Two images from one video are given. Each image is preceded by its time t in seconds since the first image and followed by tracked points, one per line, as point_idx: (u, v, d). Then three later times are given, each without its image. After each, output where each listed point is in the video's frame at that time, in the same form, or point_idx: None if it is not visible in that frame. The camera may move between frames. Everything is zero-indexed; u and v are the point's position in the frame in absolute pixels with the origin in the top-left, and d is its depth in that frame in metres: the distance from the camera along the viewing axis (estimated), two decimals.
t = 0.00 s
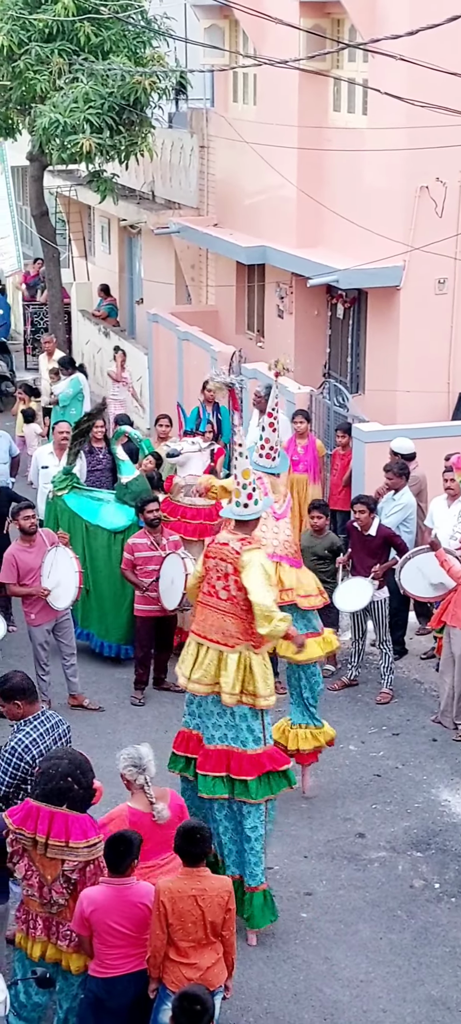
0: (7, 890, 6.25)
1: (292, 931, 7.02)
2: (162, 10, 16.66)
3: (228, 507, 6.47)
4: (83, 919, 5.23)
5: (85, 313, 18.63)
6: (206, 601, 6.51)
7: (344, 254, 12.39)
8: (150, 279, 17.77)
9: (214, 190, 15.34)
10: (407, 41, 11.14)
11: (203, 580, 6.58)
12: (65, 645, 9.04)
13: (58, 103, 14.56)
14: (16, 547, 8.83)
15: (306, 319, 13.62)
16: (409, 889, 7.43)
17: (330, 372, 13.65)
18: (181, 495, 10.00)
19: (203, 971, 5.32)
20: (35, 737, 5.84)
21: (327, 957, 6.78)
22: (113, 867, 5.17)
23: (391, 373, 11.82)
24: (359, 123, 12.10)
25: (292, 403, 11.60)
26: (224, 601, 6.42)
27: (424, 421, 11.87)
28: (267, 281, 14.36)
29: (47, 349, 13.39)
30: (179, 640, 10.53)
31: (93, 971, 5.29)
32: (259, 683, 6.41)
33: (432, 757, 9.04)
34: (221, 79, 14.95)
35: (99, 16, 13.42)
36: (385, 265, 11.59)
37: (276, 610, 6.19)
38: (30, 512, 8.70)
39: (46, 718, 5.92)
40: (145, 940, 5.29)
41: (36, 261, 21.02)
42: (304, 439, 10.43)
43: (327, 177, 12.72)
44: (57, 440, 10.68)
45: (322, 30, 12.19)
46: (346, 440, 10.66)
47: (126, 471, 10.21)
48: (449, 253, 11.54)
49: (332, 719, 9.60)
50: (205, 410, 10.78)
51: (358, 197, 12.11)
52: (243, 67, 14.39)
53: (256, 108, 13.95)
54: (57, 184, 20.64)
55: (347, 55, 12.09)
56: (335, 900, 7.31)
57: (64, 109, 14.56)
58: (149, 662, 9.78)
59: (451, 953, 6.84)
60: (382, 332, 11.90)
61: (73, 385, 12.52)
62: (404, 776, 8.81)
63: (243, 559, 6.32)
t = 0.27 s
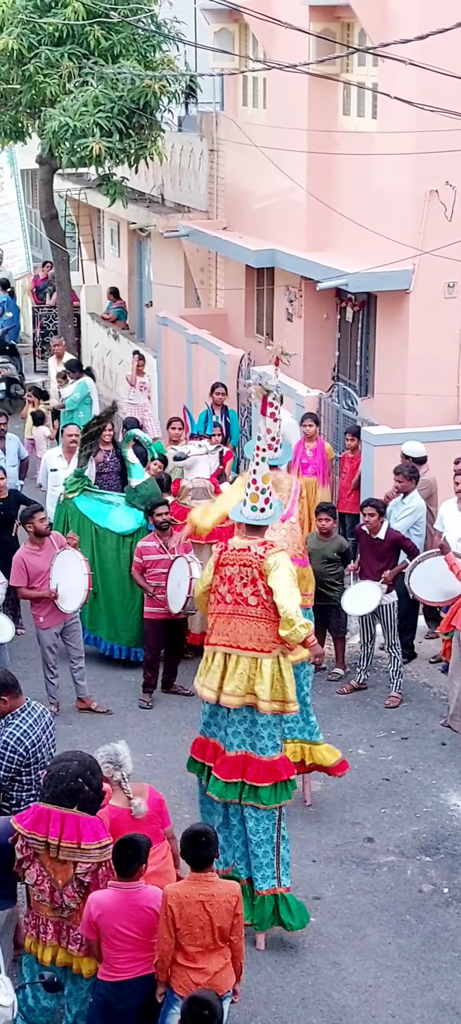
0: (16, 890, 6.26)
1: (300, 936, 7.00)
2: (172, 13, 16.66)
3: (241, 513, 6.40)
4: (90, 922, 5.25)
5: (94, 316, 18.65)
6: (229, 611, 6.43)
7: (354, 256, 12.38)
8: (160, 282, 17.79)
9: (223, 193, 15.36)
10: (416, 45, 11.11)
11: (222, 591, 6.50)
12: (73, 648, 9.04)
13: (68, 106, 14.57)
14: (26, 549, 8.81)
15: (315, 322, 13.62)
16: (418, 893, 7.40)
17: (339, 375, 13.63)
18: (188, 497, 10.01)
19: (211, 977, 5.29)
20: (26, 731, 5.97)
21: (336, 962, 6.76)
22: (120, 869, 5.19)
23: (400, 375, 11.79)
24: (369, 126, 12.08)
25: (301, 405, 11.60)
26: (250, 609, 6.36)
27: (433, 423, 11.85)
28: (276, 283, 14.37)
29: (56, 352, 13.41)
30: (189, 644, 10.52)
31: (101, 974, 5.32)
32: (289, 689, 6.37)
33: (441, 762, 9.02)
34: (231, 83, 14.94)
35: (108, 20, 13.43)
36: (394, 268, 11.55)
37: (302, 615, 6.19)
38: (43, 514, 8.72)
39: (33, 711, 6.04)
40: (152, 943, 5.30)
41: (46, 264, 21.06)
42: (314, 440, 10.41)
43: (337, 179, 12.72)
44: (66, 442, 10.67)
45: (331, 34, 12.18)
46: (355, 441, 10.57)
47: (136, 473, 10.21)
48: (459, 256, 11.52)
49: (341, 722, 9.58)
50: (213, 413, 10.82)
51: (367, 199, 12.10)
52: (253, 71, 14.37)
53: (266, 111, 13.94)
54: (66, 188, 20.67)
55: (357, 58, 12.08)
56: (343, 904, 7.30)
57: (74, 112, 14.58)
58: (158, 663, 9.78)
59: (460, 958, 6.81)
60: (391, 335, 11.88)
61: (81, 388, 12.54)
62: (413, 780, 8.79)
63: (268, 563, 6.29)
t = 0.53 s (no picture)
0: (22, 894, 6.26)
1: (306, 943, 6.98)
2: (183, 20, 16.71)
3: (262, 528, 6.35)
4: (95, 927, 5.22)
5: (103, 321, 18.68)
6: (248, 626, 6.35)
7: (363, 263, 12.38)
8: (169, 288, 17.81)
9: (233, 199, 15.38)
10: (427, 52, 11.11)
11: (240, 605, 6.42)
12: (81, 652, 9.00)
13: (78, 111, 14.64)
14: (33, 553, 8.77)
15: (324, 328, 13.63)
16: (423, 901, 7.38)
17: (347, 381, 13.63)
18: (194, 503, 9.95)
19: (215, 983, 5.32)
20: (12, 738, 6.05)
21: (341, 969, 6.74)
22: (127, 875, 5.16)
23: (409, 381, 11.78)
24: (379, 133, 12.08)
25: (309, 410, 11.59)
26: (271, 624, 6.30)
27: (442, 429, 11.83)
28: (285, 289, 14.39)
29: (66, 356, 13.44)
30: (196, 650, 10.51)
31: (106, 980, 5.28)
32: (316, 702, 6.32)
33: (447, 769, 9.00)
34: (241, 89, 14.96)
35: (118, 27, 13.48)
36: (404, 275, 11.54)
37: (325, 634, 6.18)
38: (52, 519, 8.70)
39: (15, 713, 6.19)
40: (156, 950, 5.29)
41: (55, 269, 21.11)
42: (320, 447, 10.41)
43: (347, 185, 12.73)
44: (74, 447, 10.66)
45: (342, 41, 12.21)
46: (363, 448, 10.65)
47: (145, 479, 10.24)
48: None
49: (347, 729, 9.57)
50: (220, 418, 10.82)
51: (376, 205, 12.11)
52: (263, 77, 14.39)
53: (276, 117, 13.96)
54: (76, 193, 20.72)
55: (367, 65, 12.09)
56: (349, 911, 7.27)
57: (85, 117, 14.64)
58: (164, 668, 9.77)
59: None
60: (400, 341, 11.87)
61: (86, 393, 12.62)
62: (419, 787, 8.76)
63: (291, 579, 6.25)
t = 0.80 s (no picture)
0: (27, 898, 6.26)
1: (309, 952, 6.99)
2: (194, 27, 16.74)
3: (289, 536, 6.24)
4: (99, 934, 5.23)
5: (112, 327, 18.71)
6: (283, 642, 6.26)
7: (372, 272, 12.37)
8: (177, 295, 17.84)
9: (242, 207, 15.38)
10: (436, 61, 11.09)
11: (271, 620, 6.31)
12: (86, 661, 8.97)
13: (88, 117, 14.63)
14: (41, 559, 8.77)
15: (332, 336, 13.63)
16: (427, 910, 7.37)
17: (354, 389, 13.61)
18: (201, 510, 9.96)
19: (219, 992, 5.30)
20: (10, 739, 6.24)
21: (345, 978, 6.72)
22: (133, 882, 5.18)
23: (416, 390, 11.75)
24: (388, 142, 12.07)
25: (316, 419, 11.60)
26: (308, 639, 6.23)
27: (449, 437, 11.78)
28: (293, 296, 14.41)
29: (73, 362, 13.59)
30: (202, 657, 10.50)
31: (107, 988, 5.28)
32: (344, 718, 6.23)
33: (452, 778, 8.99)
34: (250, 97, 14.97)
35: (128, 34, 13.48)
36: (411, 283, 11.54)
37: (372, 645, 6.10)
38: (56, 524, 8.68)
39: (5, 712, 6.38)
40: (160, 958, 5.28)
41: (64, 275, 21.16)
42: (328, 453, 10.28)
43: (355, 193, 12.72)
44: (81, 454, 10.64)
45: (351, 49, 12.22)
46: (370, 456, 10.71)
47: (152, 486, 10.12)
48: None
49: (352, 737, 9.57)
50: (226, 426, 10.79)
51: (386, 213, 12.09)
52: (273, 85, 14.39)
53: (285, 125, 13.97)
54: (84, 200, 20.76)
55: (377, 75, 12.08)
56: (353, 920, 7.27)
57: (94, 124, 14.63)
58: (168, 676, 9.72)
59: None
60: (407, 350, 11.86)
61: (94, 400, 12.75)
62: (424, 797, 8.75)
63: (327, 592, 6.17)
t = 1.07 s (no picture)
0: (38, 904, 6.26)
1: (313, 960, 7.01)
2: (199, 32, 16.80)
3: (300, 553, 6.02)
4: (101, 941, 5.16)
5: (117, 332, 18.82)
6: (294, 658, 6.02)
7: (378, 279, 12.33)
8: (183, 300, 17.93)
9: (247, 213, 15.39)
10: (441, 68, 11.09)
11: (282, 637, 6.09)
12: (91, 664, 8.93)
13: (93, 123, 14.70)
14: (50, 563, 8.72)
15: (337, 343, 13.67)
16: (431, 917, 7.34)
17: (359, 396, 13.60)
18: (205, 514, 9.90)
19: (222, 999, 5.27)
20: None
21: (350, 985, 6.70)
22: (137, 887, 5.11)
23: (421, 396, 11.73)
24: (393, 149, 12.10)
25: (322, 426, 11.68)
26: (319, 654, 5.99)
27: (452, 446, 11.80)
28: (298, 303, 14.48)
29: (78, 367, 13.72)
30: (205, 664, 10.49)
31: (109, 996, 5.23)
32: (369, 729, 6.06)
33: (456, 785, 8.98)
34: (255, 104, 15.01)
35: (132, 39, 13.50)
36: (418, 289, 11.54)
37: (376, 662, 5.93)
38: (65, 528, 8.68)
39: None
40: (162, 964, 5.23)
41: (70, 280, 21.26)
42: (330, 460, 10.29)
43: (360, 200, 12.72)
44: (85, 458, 10.59)
45: (357, 56, 12.24)
46: (374, 462, 10.71)
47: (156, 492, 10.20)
48: None
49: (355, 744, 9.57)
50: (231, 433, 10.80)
51: (392, 221, 12.08)
52: (278, 91, 14.43)
53: (290, 132, 14.02)
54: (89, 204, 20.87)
55: (382, 81, 12.09)
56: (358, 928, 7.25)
57: (98, 129, 14.72)
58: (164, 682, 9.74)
59: None
60: (411, 359, 11.87)
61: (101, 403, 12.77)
62: (428, 803, 8.74)
63: (337, 606, 5.95)
